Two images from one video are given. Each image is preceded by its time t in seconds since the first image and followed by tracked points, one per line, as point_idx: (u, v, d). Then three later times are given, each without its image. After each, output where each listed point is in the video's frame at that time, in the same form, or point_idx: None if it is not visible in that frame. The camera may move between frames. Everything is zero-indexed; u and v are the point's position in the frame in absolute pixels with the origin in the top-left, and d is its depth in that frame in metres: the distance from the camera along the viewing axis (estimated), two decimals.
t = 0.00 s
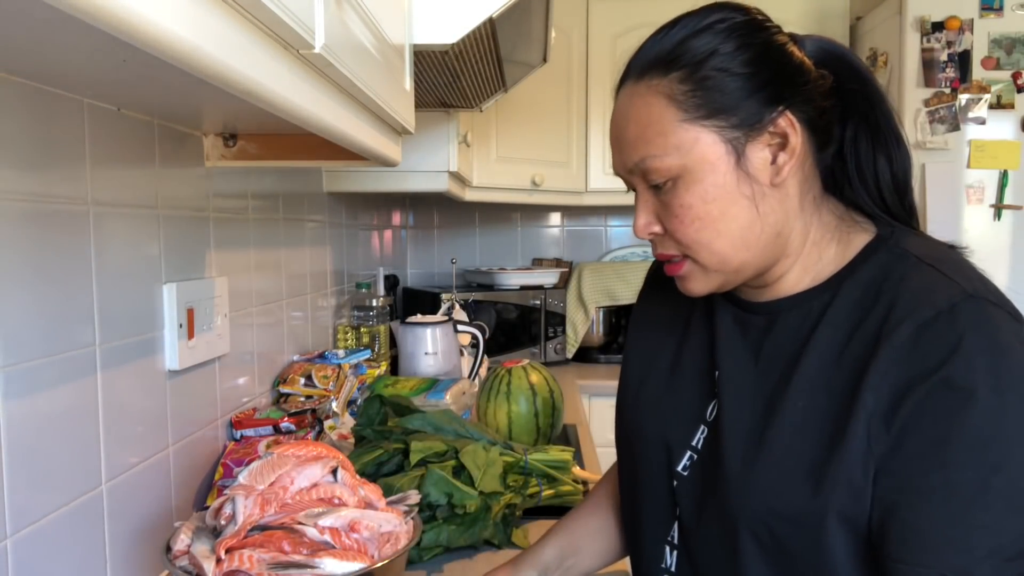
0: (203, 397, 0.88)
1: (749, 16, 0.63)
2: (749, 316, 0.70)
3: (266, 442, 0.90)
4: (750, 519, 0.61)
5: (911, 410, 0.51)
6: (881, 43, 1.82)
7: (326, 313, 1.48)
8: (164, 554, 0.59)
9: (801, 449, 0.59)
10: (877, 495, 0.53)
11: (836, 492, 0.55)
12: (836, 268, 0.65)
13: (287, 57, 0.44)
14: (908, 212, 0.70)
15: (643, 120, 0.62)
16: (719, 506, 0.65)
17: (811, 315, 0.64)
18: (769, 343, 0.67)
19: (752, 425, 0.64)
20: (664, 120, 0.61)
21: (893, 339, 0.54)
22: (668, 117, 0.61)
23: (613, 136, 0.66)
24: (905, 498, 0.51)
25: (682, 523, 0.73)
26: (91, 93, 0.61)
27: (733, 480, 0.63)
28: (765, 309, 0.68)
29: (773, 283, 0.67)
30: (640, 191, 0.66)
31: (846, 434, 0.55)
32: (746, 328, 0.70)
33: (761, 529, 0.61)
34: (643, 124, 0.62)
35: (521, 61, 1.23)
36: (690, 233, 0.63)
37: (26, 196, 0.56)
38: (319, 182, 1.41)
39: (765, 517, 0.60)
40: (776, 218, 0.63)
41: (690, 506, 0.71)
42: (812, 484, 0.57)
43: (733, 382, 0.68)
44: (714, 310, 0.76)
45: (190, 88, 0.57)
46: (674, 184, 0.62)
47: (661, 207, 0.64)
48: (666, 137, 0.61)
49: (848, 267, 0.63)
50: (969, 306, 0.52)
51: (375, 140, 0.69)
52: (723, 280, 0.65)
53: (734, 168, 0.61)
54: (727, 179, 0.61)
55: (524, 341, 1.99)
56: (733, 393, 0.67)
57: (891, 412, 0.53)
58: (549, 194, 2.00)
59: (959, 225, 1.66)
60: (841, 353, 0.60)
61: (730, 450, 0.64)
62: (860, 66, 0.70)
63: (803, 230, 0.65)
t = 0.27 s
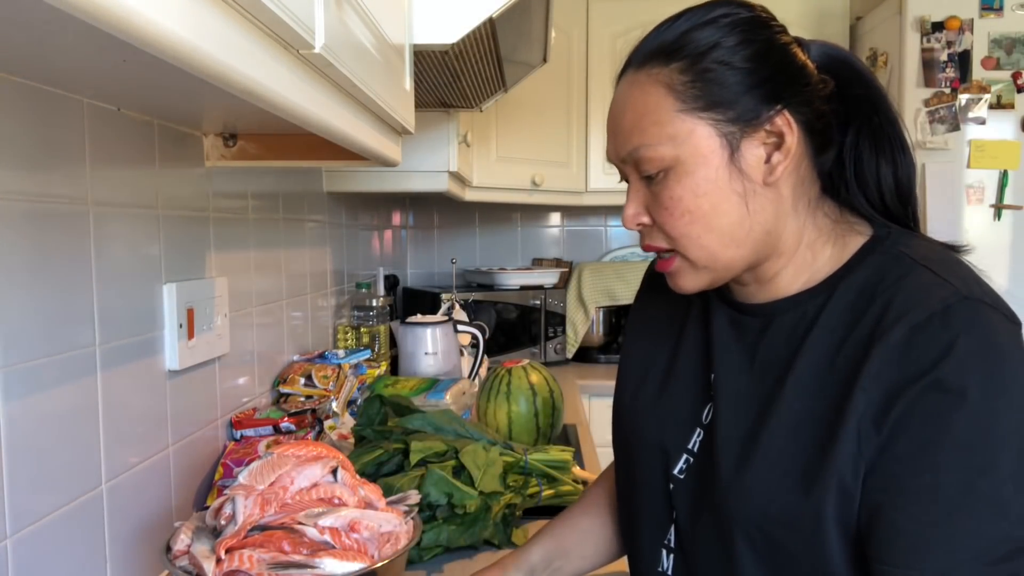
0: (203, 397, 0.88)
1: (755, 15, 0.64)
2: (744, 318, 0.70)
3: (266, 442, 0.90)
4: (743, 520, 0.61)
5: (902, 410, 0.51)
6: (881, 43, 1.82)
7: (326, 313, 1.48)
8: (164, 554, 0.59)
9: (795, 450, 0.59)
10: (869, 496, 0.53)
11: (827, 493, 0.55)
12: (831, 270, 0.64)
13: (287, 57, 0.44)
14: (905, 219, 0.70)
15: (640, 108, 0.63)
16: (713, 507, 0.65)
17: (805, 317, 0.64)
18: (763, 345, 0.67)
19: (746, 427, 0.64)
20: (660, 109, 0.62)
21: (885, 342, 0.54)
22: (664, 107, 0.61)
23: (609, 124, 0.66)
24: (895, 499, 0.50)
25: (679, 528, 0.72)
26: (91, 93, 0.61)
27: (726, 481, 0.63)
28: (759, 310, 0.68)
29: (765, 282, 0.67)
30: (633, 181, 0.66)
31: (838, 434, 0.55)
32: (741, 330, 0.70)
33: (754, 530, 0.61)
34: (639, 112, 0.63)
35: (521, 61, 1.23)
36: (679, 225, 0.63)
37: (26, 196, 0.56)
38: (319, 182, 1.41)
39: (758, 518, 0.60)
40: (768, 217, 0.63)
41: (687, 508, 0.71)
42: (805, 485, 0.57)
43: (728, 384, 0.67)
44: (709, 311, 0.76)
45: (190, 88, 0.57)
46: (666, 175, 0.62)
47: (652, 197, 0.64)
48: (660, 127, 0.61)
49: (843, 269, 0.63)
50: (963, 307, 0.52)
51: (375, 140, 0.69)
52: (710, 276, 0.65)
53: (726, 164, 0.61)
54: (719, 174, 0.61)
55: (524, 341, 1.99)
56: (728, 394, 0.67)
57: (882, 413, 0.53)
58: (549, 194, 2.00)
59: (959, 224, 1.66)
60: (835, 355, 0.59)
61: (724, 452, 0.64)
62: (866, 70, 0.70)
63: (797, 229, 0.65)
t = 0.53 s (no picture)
0: (203, 397, 0.88)
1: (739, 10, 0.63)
2: (743, 315, 0.69)
3: (266, 442, 0.90)
4: (737, 518, 0.61)
5: (896, 412, 0.51)
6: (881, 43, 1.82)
7: (326, 313, 1.48)
8: (164, 554, 0.59)
9: (790, 449, 0.59)
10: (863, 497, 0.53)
11: (820, 492, 0.55)
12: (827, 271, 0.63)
13: (287, 57, 0.44)
14: (908, 226, 0.68)
15: (627, 109, 0.66)
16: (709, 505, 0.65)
17: (803, 316, 0.63)
18: (760, 344, 0.66)
19: (742, 424, 0.64)
20: (642, 111, 0.64)
21: (882, 343, 0.54)
22: (646, 109, 0.64)
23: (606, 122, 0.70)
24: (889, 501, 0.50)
25: (676, 525, 0.73)
26: (91, 93, 0.61)
27: (721, 478, 0.63)
28: (757, 308, 0.67)
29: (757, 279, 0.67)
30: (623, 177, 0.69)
31: (833, 434, 0.54)
32: (739, 327, 0.69)
33: (748, 528, 0.61)
34: (626, 112, 0.66)
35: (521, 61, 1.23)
36: (654, 222, 0.66)
37: (26, 196, 0.56)
38: (319, 182, 1.41)
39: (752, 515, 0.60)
40: (749, 217, 0.63)
41: (683, 504, 0.71)
42: (800, 484, 0.57)
43: (726, 382, 0.67)
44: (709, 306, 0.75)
45: (190, 88, 0.57)
46: (647, 173, 0.65)
47: (633, 196, 0.67)
48: (642, 128, 0.64)
49: (840, 270, 0.62)
50: (961, 310, 0.51)
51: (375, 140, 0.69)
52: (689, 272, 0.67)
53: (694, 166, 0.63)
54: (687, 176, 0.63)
55: (524, 341, 1.99)
56: (725, 392, 0.67)
57: (877, 413, 0.52)
58: (549, 194, 2.00)
59: (959, 224, 1.66)
60: (832, 355, 0.59)
61: (720, 450, 0.64)
62: (884, 71, 0.68)
63: (791, 225, 0.64)
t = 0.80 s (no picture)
0: (203, 397, 0.88)
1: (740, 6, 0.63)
2: (745, 306, 0.70)
3: (266, 442, 0.90)
4: (723, 506, 0.61)
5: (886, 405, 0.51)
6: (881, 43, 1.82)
7: (326, 313, 1.48)
8: (164, 554, 0.59)
9: (780, 439, 0.59)
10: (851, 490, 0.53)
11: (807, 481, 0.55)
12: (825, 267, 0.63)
13: (287, 57, 0.44)
14: (909, 226, 0.65)
15: (635, 104, 0.68)
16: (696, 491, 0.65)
17: (800, 307, 0.63)
18: (757, 335, 0.66)
19: (734, 414, 0.64)
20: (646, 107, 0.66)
21: (876, 336, 0.54)
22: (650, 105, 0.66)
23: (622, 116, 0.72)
24: (877, 496, 0.50)
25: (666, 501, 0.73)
26: (91, 93, 0.61)
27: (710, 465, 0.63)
28: (756, 299, 0.68)
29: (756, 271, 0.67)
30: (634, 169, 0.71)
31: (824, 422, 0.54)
32: (740, 317, 0.70)
33: (734, 516, 0.61)
34: (634, 108, 0.68)
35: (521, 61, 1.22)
36: (655, 213, 0.68)
37: (26, 197, 0.56)
38: (319, 182, 1.41)
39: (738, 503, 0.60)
40: (743, 210, 0.64)
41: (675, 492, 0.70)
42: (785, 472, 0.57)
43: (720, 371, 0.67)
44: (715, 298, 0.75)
45: (190, 88, 0.57)
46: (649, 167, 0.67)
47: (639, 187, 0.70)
48: (645, 123, 0.66)
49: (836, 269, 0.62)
50: (954, 308, 0.51)
51: (375, 140, 0.69)
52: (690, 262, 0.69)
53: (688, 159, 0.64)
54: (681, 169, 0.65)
55: (523, 341, 1.99)
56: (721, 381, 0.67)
57: (867, 406, 0.52)
58: (549, 194, 2.00)
59: (959, 224, 1.66)
60: (828, 347, 0.59)
61: (710, 436, 0.64)
62: (900, 69, 0.65)
63: (790, 219, 0.64)
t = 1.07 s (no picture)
0: (203, 397, 0.88)
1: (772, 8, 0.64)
2: (749, 298, 0.71)
3: (266, 442, 0.90)
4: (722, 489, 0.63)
5: (886, 395, 0.52)
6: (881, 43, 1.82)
7: (325, 313, 1.48)
8: (164, 554, 0.59)
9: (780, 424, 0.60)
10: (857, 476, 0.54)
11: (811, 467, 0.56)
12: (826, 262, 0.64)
13: (287, 57, 0.44)
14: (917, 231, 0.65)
15: (660, 94, 0.66)
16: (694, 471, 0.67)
17: (802, 299, 0.64)
18: (760, 326, 0.67)
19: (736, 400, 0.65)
20: (675, 98, 0.64)
21: (877, 328, 0.54)
22: (680, 96, 0.64)
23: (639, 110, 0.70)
24: (887, 487, 0.51)
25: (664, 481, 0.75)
26: (91, 93, 0.61)
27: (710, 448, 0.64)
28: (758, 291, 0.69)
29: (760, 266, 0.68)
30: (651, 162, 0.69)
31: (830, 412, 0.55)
32: (744, 308, 0.71)
33: (732, 499, 0.62)
34: (659, 98, 0.66)
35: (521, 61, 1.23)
36: (683, 204, 0.65)
37: (26, 196, 0.56)
38: (319, 182, 1.41)
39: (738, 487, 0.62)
40: (771, 204, 0.63)
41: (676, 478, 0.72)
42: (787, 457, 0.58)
43: (725, 359, 0.69)
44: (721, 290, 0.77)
45: (191, 88, 0.57)
46: (676, 158, 0.65)
47: (662, 178, 0.67)
48: (674, 113, 0.64)
49: (837, 261, 0.63)
50: (955, 299, 0.51)
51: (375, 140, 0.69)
52: (710, 255, 0.67)
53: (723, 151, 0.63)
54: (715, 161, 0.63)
55: (523, 341, 1.99)
56: (725, 368, 0.68)
57: (869, 397, 0.53)
58: (550, 194, 2.00)
59: (959, 224, 1.66)
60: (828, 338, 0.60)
61: (713, 423, 0.65)
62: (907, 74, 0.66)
63: (806, 216, 0.64)
